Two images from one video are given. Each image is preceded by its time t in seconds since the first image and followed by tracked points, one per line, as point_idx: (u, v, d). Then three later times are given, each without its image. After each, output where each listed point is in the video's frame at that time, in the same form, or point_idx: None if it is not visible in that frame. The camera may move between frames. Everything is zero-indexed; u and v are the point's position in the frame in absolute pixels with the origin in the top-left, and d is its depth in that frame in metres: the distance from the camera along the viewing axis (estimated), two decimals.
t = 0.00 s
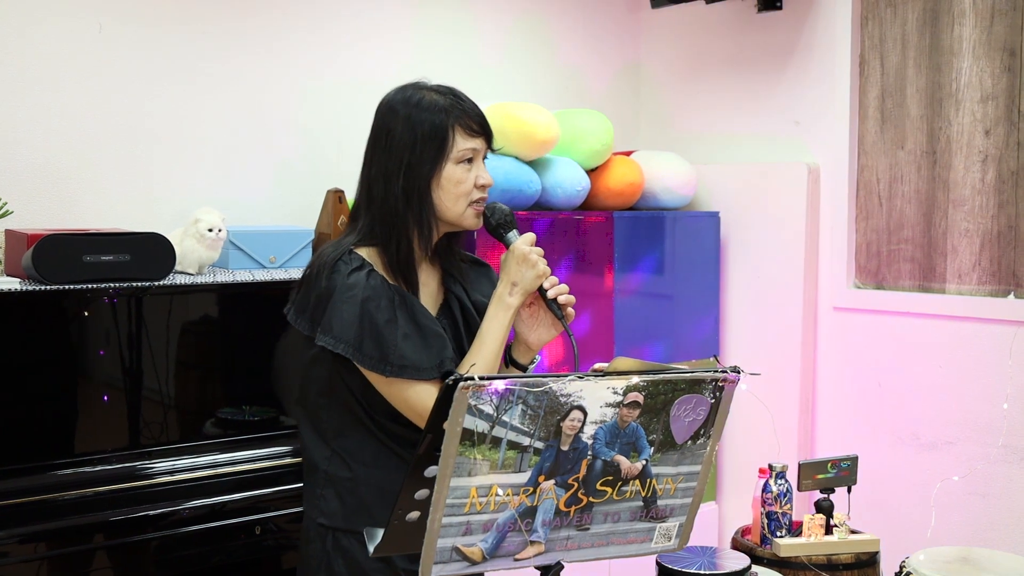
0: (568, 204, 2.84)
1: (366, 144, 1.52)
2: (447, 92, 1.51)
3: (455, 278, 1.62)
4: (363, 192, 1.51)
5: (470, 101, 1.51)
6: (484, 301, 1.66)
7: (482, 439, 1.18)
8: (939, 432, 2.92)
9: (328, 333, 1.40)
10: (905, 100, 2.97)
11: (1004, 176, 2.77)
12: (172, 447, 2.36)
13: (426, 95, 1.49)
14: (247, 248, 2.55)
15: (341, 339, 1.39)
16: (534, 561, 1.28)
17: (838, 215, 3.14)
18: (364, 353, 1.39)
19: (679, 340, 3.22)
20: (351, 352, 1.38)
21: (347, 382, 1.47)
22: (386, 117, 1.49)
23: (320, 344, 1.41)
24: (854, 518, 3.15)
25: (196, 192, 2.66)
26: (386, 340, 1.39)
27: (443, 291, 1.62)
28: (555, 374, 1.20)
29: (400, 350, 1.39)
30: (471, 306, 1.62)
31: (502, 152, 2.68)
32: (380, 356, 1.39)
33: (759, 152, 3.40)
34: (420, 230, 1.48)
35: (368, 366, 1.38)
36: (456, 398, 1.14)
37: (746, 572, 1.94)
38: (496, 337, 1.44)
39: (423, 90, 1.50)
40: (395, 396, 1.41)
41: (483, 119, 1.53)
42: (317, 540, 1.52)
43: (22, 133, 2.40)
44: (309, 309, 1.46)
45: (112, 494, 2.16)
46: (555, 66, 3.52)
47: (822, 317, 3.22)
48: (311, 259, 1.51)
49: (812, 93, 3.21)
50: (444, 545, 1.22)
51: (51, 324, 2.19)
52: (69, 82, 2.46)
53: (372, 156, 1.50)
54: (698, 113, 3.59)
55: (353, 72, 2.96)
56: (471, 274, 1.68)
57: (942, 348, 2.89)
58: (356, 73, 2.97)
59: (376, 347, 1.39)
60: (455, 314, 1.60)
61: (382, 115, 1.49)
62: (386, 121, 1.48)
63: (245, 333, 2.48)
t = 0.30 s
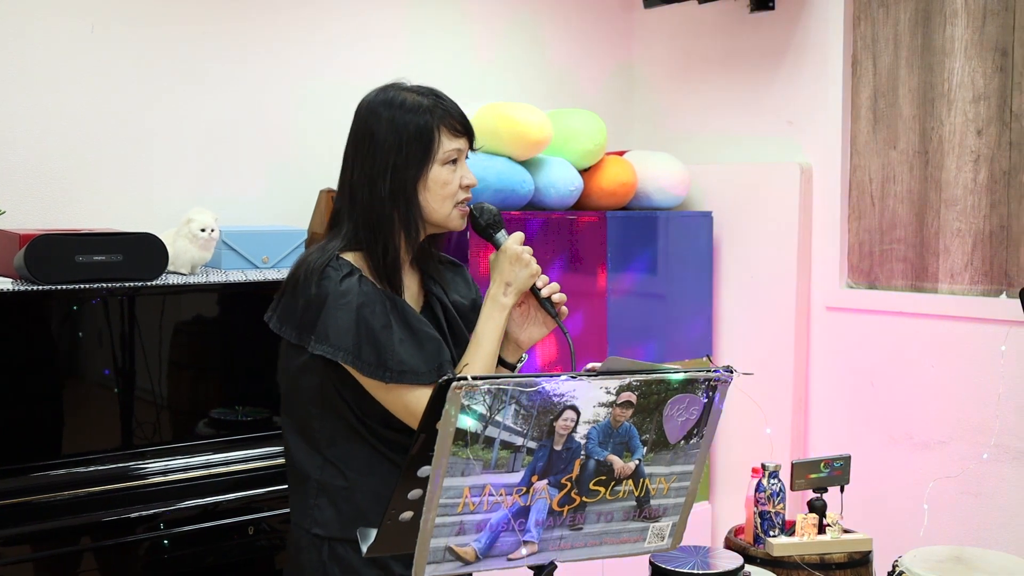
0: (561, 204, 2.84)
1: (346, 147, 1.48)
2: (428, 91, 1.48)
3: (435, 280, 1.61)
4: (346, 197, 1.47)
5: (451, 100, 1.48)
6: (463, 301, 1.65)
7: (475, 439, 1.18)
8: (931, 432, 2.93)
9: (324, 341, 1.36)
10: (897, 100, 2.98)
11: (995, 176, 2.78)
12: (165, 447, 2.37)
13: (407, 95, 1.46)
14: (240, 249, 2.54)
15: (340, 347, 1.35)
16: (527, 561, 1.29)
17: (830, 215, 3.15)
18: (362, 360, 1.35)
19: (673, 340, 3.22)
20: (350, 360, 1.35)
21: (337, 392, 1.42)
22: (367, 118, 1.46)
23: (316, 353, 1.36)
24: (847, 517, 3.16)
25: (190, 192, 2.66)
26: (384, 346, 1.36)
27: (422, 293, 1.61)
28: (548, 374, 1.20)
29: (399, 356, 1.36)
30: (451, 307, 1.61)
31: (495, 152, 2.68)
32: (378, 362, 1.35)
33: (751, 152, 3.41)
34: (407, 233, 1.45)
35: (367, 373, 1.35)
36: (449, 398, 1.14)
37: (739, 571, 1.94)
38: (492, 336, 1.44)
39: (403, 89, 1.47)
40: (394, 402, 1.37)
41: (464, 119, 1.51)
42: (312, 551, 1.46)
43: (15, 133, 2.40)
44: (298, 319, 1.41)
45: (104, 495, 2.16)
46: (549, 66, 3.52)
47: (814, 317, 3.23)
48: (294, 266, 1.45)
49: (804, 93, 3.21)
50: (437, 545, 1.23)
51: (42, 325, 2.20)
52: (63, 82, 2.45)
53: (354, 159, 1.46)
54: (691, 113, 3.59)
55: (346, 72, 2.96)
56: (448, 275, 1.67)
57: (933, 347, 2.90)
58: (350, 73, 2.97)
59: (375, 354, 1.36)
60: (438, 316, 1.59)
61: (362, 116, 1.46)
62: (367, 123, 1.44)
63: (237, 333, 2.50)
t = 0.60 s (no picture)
0: (561, 204, 2.89)
1: (346, 149, 1.51)
2: (426, 94, 1.52)
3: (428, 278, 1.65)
4: (348, 199, 1.50)
5: (448, 102, 1.53)
6: (454, 299, 1.69)
7: (477, 435, 1.24)
8: (923, 428, 2.99)
9: (340, 344, 1.40)
10: (891, 103, 3.04)
11: (986, 178, 2.84)
12: (174, 443, 2.43)
13: (406, 98, 1.49)
14: (246, 249, 2.60)
15: (355, 349, 1.39)
16: (528, 555, 1.35)
17: (825, 216, 3.20)
18: (378, 361, 1.39)
19: (671, 338, 3.28)
20: (367, 361, 1.39)
21: (346, 394, 1.46)
22: (368, 121, 1.49)
23: (330, 355, 1.40)
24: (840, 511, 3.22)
25: (196, 193, 2.71)
26: (398, 346, 1.40)
27: (417, 291, 1.64)
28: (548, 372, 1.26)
29: (413, 355, 1.40)
30: (446, 304, 1.64)
31: (496, 155, 2.74)
32: (392, 363, 1.40)
33: (746, 154, 3.46)
34: (410, 234, 1.49)
35: (383, 373, 1.39)
36: (452, 395, 1.20)
37: (731, 566, 2.03)
38: (499, 333, 1.50)
39: (402, 92, 1.50)
40: (405, 402, 1.42)
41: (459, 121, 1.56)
42: (323, 552, 1.49)
43: (27, 137, 2.44)
44: (307, 321, 1.44)
45: (115, 490, 2.22)
46: (548, 69, 3.57)
47: (809, 316, 3.29)
48: (298, 269, 1.47)
49: (798, 96, 3.27)
50: (440, 539, 1.29)
51: (55, 324, 2.25)
52: (73, 86, 2.50)
53: (356, 161, 1.49)
54: (687, 115, 3.64)
55: (349, 75, 3.01)
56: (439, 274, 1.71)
57: (924, 345, 2.97)
58: (352, 76, 3.02)
59: (389, 355, 1.40)
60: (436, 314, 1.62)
61: (363, 118, 1.49)
62: (370, 126, 1.48)
63: (244, 333, 2.55)
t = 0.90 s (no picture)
0: (558, 207, 2.96)
1: (344, 154, 1.52)
2: (421, 99, 1.53)
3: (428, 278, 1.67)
4: (349, 204, 1.51)
5: (444, 107, 1.55)
6: (452, 299, 1.72)
7: (476, 432, 1.27)
8: (912, 425, 3.06)
9: (351, 345, 1.41)
10: (880, 107, 3.11)
11: (973, 180, 2.91)
12: (180, 440, 2.49)
13: (402, 103, 1.51)
14: (249, 249, 2.66)
15: (367, 350, 1.41)
16: (526, 548, 1.39)
17: (817, 217, 3.27)
18: (389, 362, 1.42)
19: (667, 337, 3.35)
20: (378, 362, 1.41)
21: (354, 394, 1.46)
22: (365, 126, 1.51)
23: (342, 356, 1.41)
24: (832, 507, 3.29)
25: (201, 196, 2.76)
26: (408, 347, 1.43)
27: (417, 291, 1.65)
28: (546, 370, 1.29)
29: (422, 356, 1.43)
30: (446, 304, 1.65)
31: (495, 158, 2.80)
32: (402, 364, 1.43)
33: (739, 157, 3.52)
34: (410, 237, 1.50)
35: (393, 374, 1.42)
36: (451, 393, 1.23)
37: (726, 558, 2.14)
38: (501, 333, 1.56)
39: (398, 98, 1.52)
40: (412, 402, 1.46)
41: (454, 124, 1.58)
42: (331, 550, 1.50)
43: (34, 140, 2.50)
44: (316, 324, 1.45)
45: (122, 486, 2.27)
46: (545, 73, 3.63)
47: (801, 315, 3.35)
48: (304, 272, 1.48)
49: (790, 101, 3.33)
50: (440, 534, 1.33)
51: (63, 324, 2.31)
52: (80, 91, 2.56)
53: (354, 166, 1.51)
54: (682, 119, 3.71)
55: (349, 79, 3.06)
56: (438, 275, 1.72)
57: (914, 343, 3.03)
58: (353, 79, 3.07)
59: (399, 356, 1.43)
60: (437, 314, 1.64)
61: (361, 124, 1.50)
62: (368, 131, 1.49)
63: (249, 332, 2.61)
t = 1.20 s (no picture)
0: (553, 208, 3.00)
1: (333, 161, 1.54)
2: (406, 101, 1.55)
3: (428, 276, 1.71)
4: (343, 208, 1.53)
5: (430, 107, 1.56)
6: (452, 295, 1.75)
7: (472, 430, 1.29)
8: (901, 422, 3.11)
9: (355, 340, 1.42)
10: (870, 110, 3.16)
11: (961, 181, 2.96)
12: (181, 438, 2.53)
13: (386, 106, 1.53)
14: (249, 249, 2.70)
15: (370, 344, 1.42)
16: (522, 545, 1.41)
17: (807, 218, 3.32)
18: (393, 356, 1.42)
19: (660, 335, 3.39)
20: (382, 356, 1.42)
21: (358, 394, 1.47)
22: (352, 131, 1.52)
23: (346, 352, 1.42)
24: (822, 504, 3.33)
25: (200, 197, 2.79)
26: (411, 340, 1.43)
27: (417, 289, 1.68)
28: (541, 369, 1.32)
29: (425, 349, 1.44)
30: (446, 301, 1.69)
31: (491, 160, 2.84)
32: (406, 357, 1.43)
33: (731, 160, 3.57)
34: (403, 236, 1.52)
35: (397, 368, 1.42)
36: (448, 391, 1.25)
37: (718, 554, 2.21)
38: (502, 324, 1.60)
39: (382, 101, 1.54)
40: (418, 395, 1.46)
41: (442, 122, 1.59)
42: (327, 548, 1.51)
43: (36, 143, 2.53)
44: (321, 322, 1.46)
45: (123, 483, 2.30)
46: (541, 76, 3.67)
47: (792, 315, 3.40)
48: (304, 274, 1.51)
49: (781, 104, 3.38)
50: (437, 530, 1.34)
51: (64, 323, 2.34)
52: (81, 93, 2.59)
53: (345, 170, 1.53)
54: (675, 121, 3.75)
55: (347, 82, 3.10)
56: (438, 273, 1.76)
57: (903, 342, 3.09)
58: (349, 81, 3.11)
59: (403, 349, 1.43)
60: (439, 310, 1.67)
61: (347, 130, 1.52)
62: (354, 136, 1.51)
63: (248, 331, 2.65)
